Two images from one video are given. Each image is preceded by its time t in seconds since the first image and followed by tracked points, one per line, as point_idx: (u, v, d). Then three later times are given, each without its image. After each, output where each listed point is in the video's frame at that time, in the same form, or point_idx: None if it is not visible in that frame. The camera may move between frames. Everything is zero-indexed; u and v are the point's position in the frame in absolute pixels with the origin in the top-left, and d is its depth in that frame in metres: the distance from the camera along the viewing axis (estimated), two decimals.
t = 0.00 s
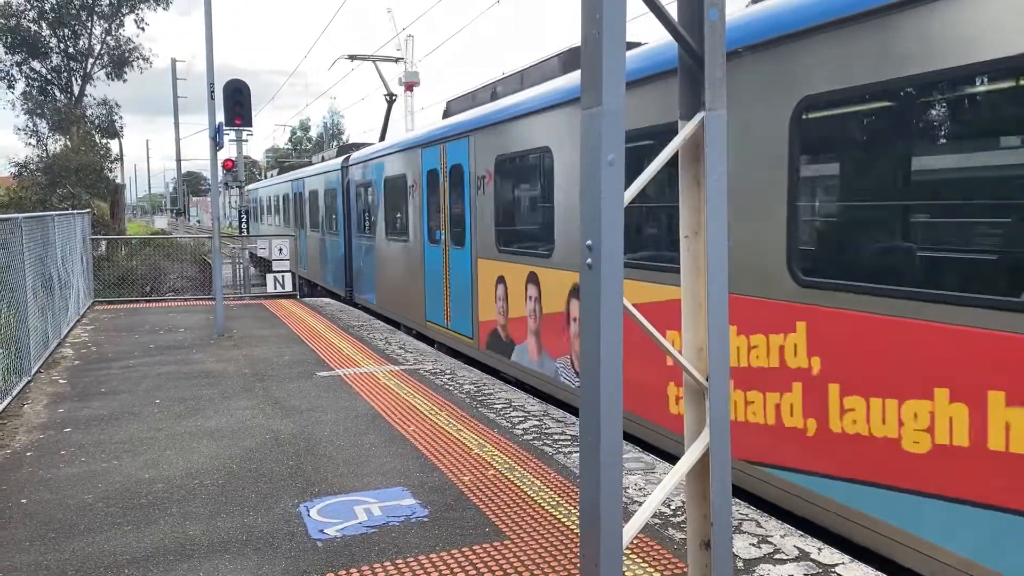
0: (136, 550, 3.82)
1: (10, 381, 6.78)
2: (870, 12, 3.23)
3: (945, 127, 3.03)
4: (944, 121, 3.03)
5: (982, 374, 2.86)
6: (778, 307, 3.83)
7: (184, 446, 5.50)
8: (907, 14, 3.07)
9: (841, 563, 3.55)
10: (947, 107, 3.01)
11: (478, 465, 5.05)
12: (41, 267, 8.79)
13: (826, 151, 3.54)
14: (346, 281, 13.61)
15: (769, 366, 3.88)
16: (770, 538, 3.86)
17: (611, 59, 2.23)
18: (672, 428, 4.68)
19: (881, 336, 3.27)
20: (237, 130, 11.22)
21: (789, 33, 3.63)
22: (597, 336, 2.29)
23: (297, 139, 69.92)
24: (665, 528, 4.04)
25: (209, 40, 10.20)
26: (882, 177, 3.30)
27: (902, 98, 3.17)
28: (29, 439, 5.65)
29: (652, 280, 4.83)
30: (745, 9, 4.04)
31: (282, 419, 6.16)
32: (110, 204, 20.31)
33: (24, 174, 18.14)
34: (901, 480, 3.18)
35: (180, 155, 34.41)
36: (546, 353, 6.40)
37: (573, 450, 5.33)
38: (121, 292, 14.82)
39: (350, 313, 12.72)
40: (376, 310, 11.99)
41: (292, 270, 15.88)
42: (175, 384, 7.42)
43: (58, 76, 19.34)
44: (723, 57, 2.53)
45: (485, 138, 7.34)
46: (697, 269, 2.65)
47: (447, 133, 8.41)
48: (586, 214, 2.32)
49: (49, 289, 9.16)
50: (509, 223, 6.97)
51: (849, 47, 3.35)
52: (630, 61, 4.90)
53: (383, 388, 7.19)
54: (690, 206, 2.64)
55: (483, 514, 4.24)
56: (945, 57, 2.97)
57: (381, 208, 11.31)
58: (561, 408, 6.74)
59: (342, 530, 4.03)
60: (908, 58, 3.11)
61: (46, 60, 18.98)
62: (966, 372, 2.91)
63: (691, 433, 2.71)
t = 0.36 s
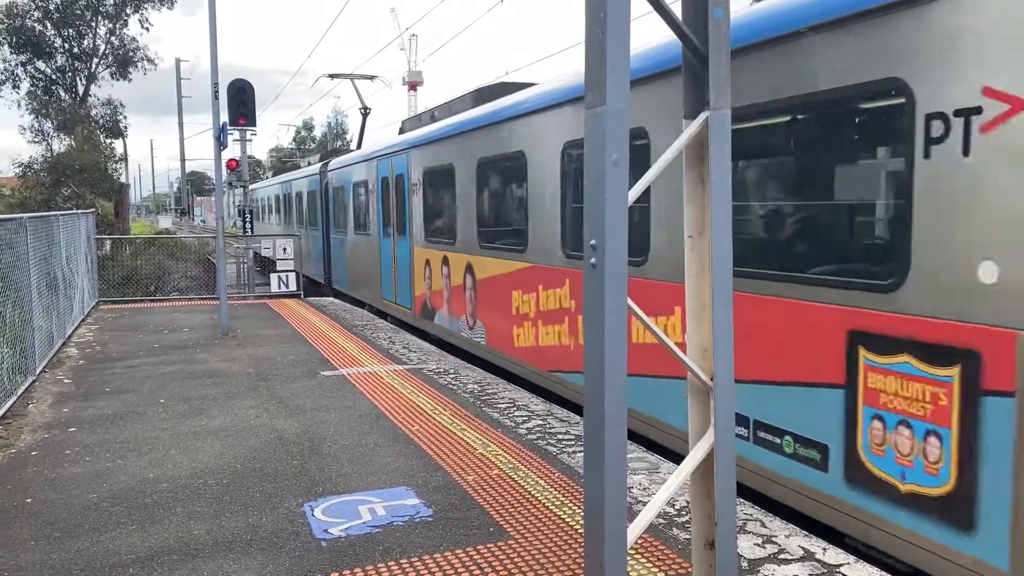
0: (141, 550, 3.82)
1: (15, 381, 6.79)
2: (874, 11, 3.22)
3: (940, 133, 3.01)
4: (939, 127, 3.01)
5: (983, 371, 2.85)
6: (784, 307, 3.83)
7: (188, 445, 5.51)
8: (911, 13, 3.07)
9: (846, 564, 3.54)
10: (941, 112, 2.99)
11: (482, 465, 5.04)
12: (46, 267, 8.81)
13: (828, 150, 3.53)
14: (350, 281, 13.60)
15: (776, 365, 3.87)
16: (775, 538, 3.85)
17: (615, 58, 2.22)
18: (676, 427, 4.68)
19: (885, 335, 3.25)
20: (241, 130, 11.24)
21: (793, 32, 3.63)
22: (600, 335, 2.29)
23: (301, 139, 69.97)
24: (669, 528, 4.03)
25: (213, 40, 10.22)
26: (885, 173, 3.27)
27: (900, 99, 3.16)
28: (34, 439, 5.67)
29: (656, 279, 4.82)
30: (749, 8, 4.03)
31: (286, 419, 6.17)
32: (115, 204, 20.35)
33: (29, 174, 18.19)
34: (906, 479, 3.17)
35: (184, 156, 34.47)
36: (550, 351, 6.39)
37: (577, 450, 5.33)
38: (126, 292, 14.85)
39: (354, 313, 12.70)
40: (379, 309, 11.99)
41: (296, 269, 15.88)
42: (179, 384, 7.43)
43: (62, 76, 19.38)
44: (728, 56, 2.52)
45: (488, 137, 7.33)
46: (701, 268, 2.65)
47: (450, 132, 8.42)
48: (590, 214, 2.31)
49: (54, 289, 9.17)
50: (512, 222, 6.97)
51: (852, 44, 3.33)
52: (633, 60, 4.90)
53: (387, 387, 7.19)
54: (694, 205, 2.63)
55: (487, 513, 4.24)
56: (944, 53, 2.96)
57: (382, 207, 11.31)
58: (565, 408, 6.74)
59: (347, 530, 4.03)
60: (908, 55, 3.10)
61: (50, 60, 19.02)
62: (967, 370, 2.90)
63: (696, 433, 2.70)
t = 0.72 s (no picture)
0: (146, 549, 3.83)
1: (20, 380, 6.81)
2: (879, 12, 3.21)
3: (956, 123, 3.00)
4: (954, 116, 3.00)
5: (990, 373, 2.84)
6: (786, 306, 3.81)
7: (193, 444, 5.52)
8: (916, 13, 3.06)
9: (851, 563, 3.53)
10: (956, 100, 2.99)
11: (486, 464, 5.04)
12: (51, 266, 8.84)
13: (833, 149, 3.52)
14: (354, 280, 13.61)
15: (778, 364, 3.86)
16: (780, 537, 3.84)
17: (619, 58, 2.22)
18: (681, 427, 4.67)
19: (888, 335, 3.24)
20: (245, 129, 11.26)
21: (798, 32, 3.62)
22: (605, 335, 2.28)
23: (305, 138, 70.05)
24: (673, 527, 4.02)
25: (217, 40, 10.23)
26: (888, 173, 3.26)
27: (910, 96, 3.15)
28: (39, 438, 5.68)
29: (660, 278, 4.82)
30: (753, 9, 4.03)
31: (290, 418, 6.17)
32: (119, 204, 20.40)
33: (34, 173, 18.25)
34: (911, 480, 3.16)
35: (189, 155, 34.63)
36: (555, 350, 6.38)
37: (581, 449, 5.32)
38: (131, 291, 14.88)
39: (358, 312, 12.71)
40: (383, 308, 11.98)
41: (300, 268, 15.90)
42: (184, 383, 7.44)
43: (67, 75, 19.41)
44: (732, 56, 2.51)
45: (493, 137, 7.33)
46: (705, 268, 2.64)
47: (453, 131, 8.43)
48: (593, 213, 2.30)
49: (58, 288, 9.20)
50: (517, 221, 6.96)
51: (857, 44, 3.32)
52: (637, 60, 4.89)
53: (391, 387, 7.19)
54: (698, 205, 2.63)
55: (491, 512, 4.23)
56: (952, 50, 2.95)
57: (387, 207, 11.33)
58: (569, 407, 6.73)
59: (351, 529, 4.04)
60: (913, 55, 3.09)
61: (55, 59, 19.06)
62: (975, 371, 2.90)
63: (700, 433, 2.70)
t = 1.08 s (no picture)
0: (150, 547, 3.84)
1: (25, 379, 6.83)
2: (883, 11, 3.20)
3: (952, 119, 3.00)
4: (950, 113, 3.00)
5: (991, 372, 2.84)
6: (790, 305, 3.81)
7: (198, 443, 5.53)
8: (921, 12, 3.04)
9: (855, 563, 3.52)
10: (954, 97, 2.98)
11: (489, 463, 5.04)
12: (56, 265, 8.86)
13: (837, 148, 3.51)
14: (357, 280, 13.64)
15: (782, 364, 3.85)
16: (784, 537, 3.84)
17: (623, 57, 2.21)
18: (684, 426, 4.67)
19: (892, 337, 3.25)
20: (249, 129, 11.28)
21: (801, 32, 3.61)
22: (609, 332, 2.28)
23: (309, 137, 70.15)
24: (677, 526, 4.02)
25: (222, 40, 10.25)
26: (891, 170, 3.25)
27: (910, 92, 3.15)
28: (44, 436, 5.71)
29: (664, 279, 4.81)
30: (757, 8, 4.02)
31: (294, 417, 6.19)
32: (124, 203, 20.44)
33: (39, 173, 18.30)
34: (914, 480, 3.15)
35: (194, 154, 34.74)
36: (559, 349, 6.38)
37: (585, 448, 5.32)
38: (135, 290, 14.92)
39: (361, 312, 12.71)
40: (387, 307, 12.00)
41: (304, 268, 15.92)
42: (188, 381, 7.46)
43: (72, 75, 19.46)
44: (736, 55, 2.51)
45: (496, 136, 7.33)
46: (709, 267, 2.64)
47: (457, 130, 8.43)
48: (598, 212, 2.30)
49: (63, 287, 9.22)
50: (520, 220, 6.95)
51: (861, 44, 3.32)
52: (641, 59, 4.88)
53: (395, 386, 7.20)
54: (703, 204, 2.62)
55: (495, 511, 4.24)
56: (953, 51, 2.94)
57: (391, 206, 11.35)
58: (573, 406, 6.73)
59: (356, 528, 4.04)
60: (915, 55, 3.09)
61: (60, 59, 19.11)
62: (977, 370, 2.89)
63: (703, 433, 2.69)
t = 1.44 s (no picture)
0: (154, 545, 3.85)
1: (30, 378, 6.85)
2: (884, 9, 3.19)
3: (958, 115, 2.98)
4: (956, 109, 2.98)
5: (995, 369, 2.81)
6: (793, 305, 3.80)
7: (202, 442, 5.54)
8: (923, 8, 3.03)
9: (859, 562, 3.51)
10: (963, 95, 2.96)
11: (493, 462, 5.04)
12: (61, 264, 8.88)
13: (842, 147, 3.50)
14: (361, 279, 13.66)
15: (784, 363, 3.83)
16: (788, 535, 3.83)
17: (626, 56, 2.21)
18: (689, 425, 4.66)
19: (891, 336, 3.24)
20: (253, 129, 11.29)
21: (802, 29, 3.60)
22: (612, 330, 2.28)
23: (312, 136, 70.23)
24: (681, 525, 4.02)
25: (225, 39, 10.26)
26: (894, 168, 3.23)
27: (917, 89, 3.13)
28: (49, 435, 5.72)
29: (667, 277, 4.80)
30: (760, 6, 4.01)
31: (298, 415, 6.19)
32: (128, 202, 20.47)
33: (44, 172, 18.35)
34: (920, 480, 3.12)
35: (198, 154, 34.83)
36: (563, 348, 6.37)
37: (588, 447, 5.32)
38: (140, 289, 14.95)
39: (365, 310, 12.73)
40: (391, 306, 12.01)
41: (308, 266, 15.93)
42: (192, 381, 7.47)
43: (77, 75, 19.51)
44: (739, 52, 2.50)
45: (499, 135, 7.32)
46: (713, 265, 2.63)
47: (459, 129, 8.44)
48: (601, 210, 2.30)
49: (68, 286, 9.24)
50: (524, 219, 6.95)
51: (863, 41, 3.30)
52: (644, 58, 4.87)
53: (398, 385, 7.20)
54: (707, 201, 2.62)
55: (498, 510, 4.24)
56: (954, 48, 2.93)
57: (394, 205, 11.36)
58: (577, 405, 6.73)
59: (358, 527, 4.04)
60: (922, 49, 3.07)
61: (65, 59, 19.15)
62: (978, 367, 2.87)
63: (708, 431, 2.69)
